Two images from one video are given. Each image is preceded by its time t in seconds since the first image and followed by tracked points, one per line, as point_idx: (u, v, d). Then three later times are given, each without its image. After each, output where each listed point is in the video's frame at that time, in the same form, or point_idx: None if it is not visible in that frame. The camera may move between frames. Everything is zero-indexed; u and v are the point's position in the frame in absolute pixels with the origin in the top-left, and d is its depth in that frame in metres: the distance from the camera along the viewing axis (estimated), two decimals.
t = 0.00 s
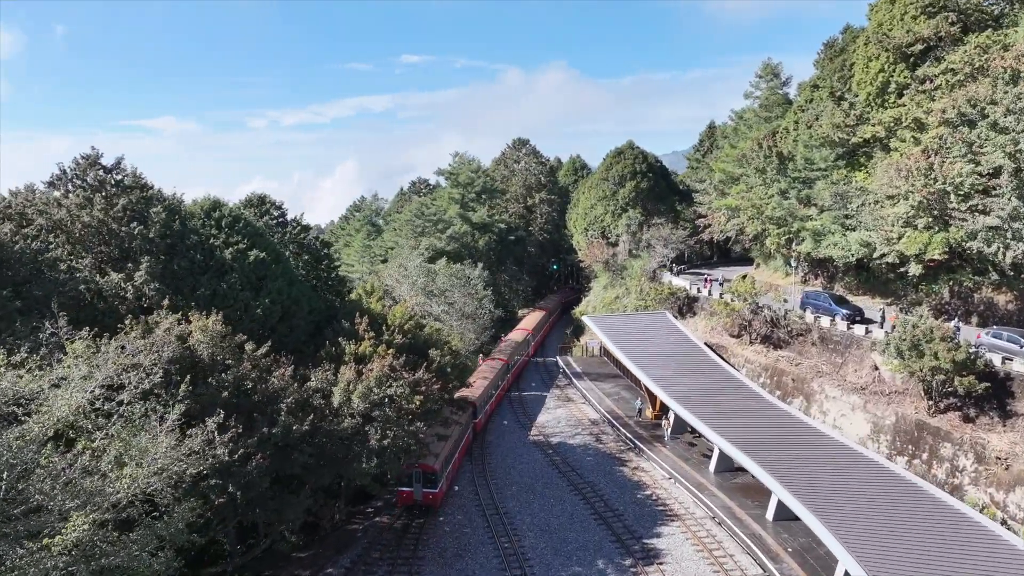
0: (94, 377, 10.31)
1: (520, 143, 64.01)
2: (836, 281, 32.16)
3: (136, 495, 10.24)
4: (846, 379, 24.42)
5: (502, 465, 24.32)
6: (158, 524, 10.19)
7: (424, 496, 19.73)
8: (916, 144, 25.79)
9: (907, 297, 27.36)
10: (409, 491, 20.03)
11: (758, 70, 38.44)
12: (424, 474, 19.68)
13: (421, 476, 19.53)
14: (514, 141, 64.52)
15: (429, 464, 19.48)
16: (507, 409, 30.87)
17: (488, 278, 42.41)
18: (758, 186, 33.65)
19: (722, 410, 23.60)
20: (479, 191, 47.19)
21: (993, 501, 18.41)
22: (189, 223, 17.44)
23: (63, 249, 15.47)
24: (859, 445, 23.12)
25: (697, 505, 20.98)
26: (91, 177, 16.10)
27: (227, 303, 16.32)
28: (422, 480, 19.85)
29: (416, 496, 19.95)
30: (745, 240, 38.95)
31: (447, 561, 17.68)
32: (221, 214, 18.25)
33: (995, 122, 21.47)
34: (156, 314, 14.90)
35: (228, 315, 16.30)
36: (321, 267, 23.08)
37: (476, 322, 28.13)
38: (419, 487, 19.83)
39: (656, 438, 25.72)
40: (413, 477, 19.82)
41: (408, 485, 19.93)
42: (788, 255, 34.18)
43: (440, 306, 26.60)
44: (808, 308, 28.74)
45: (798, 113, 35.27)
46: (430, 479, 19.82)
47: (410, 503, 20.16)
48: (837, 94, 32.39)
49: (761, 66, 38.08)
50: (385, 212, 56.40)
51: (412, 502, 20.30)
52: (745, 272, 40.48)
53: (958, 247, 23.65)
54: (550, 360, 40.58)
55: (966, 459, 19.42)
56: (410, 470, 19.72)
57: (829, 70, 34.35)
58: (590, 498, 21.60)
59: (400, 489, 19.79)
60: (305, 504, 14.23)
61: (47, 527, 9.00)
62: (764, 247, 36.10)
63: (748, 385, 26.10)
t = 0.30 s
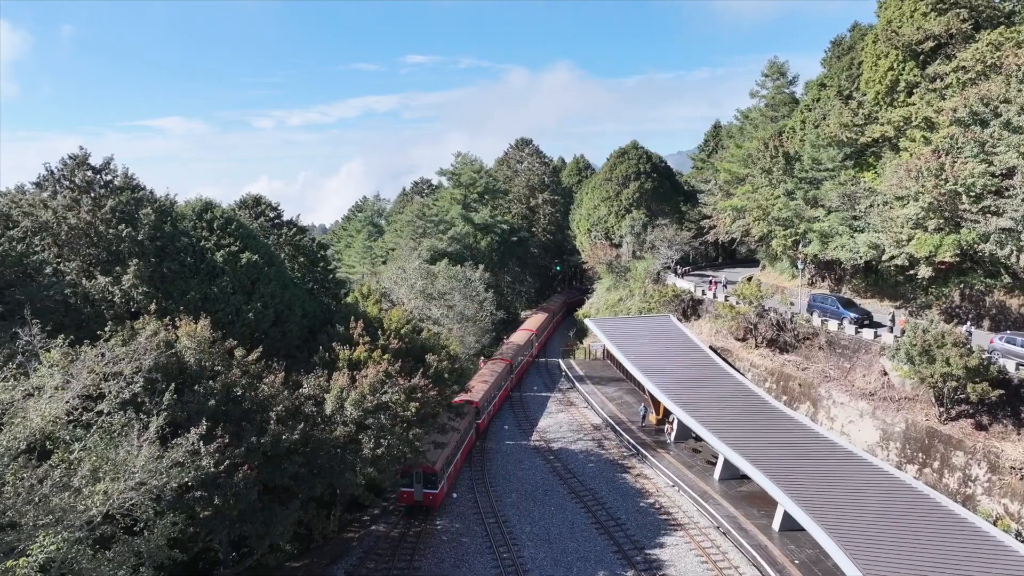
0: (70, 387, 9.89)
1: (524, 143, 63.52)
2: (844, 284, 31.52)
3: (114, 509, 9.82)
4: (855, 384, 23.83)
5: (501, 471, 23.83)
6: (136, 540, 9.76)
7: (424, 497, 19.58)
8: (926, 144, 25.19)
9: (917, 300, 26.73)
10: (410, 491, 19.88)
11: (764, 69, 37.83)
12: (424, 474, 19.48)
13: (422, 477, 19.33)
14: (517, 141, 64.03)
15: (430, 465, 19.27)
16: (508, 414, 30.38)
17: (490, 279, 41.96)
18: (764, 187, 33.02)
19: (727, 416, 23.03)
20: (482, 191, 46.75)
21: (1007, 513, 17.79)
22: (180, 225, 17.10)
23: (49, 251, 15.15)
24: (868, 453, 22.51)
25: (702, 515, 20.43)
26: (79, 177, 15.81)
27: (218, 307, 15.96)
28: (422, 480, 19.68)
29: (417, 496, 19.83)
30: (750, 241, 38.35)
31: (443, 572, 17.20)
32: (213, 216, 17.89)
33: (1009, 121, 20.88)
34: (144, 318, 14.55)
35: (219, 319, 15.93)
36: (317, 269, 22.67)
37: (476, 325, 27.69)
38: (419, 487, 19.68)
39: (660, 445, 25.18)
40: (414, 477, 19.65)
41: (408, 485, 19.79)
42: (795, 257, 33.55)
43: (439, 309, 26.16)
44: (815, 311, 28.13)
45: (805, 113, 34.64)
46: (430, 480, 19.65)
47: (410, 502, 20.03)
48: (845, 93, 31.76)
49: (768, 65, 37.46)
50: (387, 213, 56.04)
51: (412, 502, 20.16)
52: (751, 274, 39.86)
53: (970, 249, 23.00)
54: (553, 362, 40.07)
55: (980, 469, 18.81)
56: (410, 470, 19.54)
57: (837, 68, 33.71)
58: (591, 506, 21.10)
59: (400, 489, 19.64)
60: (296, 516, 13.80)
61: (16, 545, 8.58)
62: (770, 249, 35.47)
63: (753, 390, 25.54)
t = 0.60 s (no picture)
0: (44, 398, 9.50)
1: (526, 143, 63.02)
2: (850, 286, 30.93)
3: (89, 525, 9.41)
4: (862, 390, 23.26)
5: (500, 478, 23.35)
6: (112, 558, 9.33)
7: (424, 497, 19.61)
8: (936, 144, 24.64)
9: (926, 303, 26.15)
10: (410, 492, 19.93)
11: (769, 68, 37.26)
12: (425, 476, 19.51)
13: (422, 478, 19.37)
14: (519, 141, 63.53)
15: (430, 466, 19.29)
16: (508, 418, 29.91)
17: (491, 280, 41.50)
18: (769, 187, 32.49)
19: (730, 423, 22.52)
20: (483, 191, 46.29)
21: (1021, 524, 17.24)
22: (169, 228, 16.73)
23: (34, 254, 14.79)
24: (876, 461, 21.95)
25: (705, 524, 19.92)
26: (65, 178, 15.42)
27: (207, 312, 15.63)
28: (423, 482, 19.72)
29: (416, 497, 19.87)
30: (755, 243, 37.76)
31: None
32: (203, 218, 17.52)
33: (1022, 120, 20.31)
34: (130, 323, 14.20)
35: (209, 324, 15.61)
36: (313, 272, 22.26)
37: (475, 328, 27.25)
38: (420, 488, 19.72)
39: (662, 451, 24.68)
40: (414, 478, 19.69)
41: (409, 486, 19.83)
42: (800, 259, 32.94)
43: (437, 312, 25.73)
44: (821, 314, 27.56)
45: (811, 112, 34.06)
46: (431, 481, 19.68)
47: (410, 503, 20.06)
48: (852, 92, 31.17)
49: (773, 64, 36.88)
50: (388, 213, 55.62)
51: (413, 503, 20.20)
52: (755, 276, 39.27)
53: (981, 252, 22.41)
54: (554, 365, 39.58)
55: (992, 478, 18.24)
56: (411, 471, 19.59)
57: (843, 67, 33.11)
58: (592, 514, 20.64)
59: (401, 489, 19.67)
60: (285, 528, 13.38)
61: None
62: (775, 251, 34.88)
63: (758, 396, 24.99)
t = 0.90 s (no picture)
0: (15, 409, 9.11)
1: (527, 143, 62.52)
2: (857, 288, 30.35)
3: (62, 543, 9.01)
4: (869, 396, 22.73)
5: (499, 485, 22.88)
6: None
7: (424, 498, 19.77)
8: (945, 144, 24.11)
9: (934, 306, 25.59)
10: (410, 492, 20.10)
11: (774, 67, 36.69)
12: (425, 477, 19.72)
13: (422, 478, 19.58)
14: (520, 141, 63.04)
15: (430, 466, 19.52)
16: (508, 422, 29.45)
17: (491, 282, 41.05)
18: (774, 188, 31.93)
19: (735, 430, 22.03)
20: (484, 192, 45.83)
21: None
22: (158, 230, 16.35)
23: (17, 257, 14.41)
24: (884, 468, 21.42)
25: (708, 534, 19.45)
26: (50, 179, 15.03)
27: (196, 317, 15.26)
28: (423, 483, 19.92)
29: (417, 497, 20.05)
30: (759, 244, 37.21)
31: None
32: (193, 220, 17.13)
33: None
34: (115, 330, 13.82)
35: (197, 329, 15.23)
36: (307, 275, 21.84)
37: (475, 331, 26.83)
38: (420, 488, 19.91)
39: (664, 457, 24.20)
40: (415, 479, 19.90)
41: (409, 486, 20.02)
42: (806, 260, 32.36)
43: (435, 315, 25.29)
44: (827, 318, 27.01)
45: (816, 111, 33.49)
46: (431, 482, 19.88)
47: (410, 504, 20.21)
48: (858, 91, 30.60)
49: (777, 62, 36.31)
50: (389, 214, 55.22)
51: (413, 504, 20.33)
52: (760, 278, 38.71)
53: (992, 254, 21.83)
54: (556, 368, 39.08)
55: (1004, 488, 17.70)
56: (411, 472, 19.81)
57: (849, 66, 32.55)
58: (592, 522, 20.18)
59: (401, 491, 19.84)
60: (273, 540, 12.96)
61: None
62: (780, 252, 34.29)
63: (763, 401, 24.47)
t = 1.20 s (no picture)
0: None
1: (529, 143, 62.00)
2: (863, 291, 29.80)
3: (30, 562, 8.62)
4: (876, 401, 22.20)
5: (498, 491, 22.43)
6: None
7: (425, 497, 19.79)
8: (954, 143, 23.60)
9: (942, 309, 25.05)
10: (412, 491, 20.20)
11: (778, 65, 36.14)
12: (427, 476, 19.75)
13: (424, 478, 19.61)
14: (522, 141, 62.56)
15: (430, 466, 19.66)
16: (507, 426, 28.99)
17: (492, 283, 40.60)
18: (778, 189, 31.36)
19: (739, 438, 21.70)
20: (485, 192, 45.37)
21: None
22: (146, 231, 15.98)
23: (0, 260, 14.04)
24: (892, 475, 20.90)
25: (711, 544, 18.96)
26: (34, 179, 14.66)
27: (184, 321, 14.89)
28: (425, 482, 19.97)
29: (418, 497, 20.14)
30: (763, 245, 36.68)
31: None
32: (183, 221, 16.75)
33: None
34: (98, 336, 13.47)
35: (185, 334, 14.86)
36: (302, 277, 21.42)
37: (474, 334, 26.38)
38: (421, 488, 19.96)
39: (666, 463, 23.71)
40: (416, 479, 19.96)
41: (411, 486, 20.11)
42: (811, 262, 31.80)
43: (433, 318, 24.86)
44: (833, 321, 26.50)
45: (822, 110, 32.93)
46: (432, 481, 19.90)
47: (412, 503, 20.29)
48: (864, 89, 30.04)
49: (782, 60, 35.77)
50: (389, 214, 54.79)
51: (415, 503, 20.40)
52: (764, 279, 38.15)
53: (1003, 257, 21.27)
54: (557, 370, 38.61)
55: (1017, 497, 17.16)
56: (413, 472, 19.88)
57: (856, 64, 31.98)
58: (593, 531, 19.72)
59: (403, 490, 19.91)
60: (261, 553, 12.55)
61: None
62: (785, 254, 33.73)
63: (767, 407, 24.03)
